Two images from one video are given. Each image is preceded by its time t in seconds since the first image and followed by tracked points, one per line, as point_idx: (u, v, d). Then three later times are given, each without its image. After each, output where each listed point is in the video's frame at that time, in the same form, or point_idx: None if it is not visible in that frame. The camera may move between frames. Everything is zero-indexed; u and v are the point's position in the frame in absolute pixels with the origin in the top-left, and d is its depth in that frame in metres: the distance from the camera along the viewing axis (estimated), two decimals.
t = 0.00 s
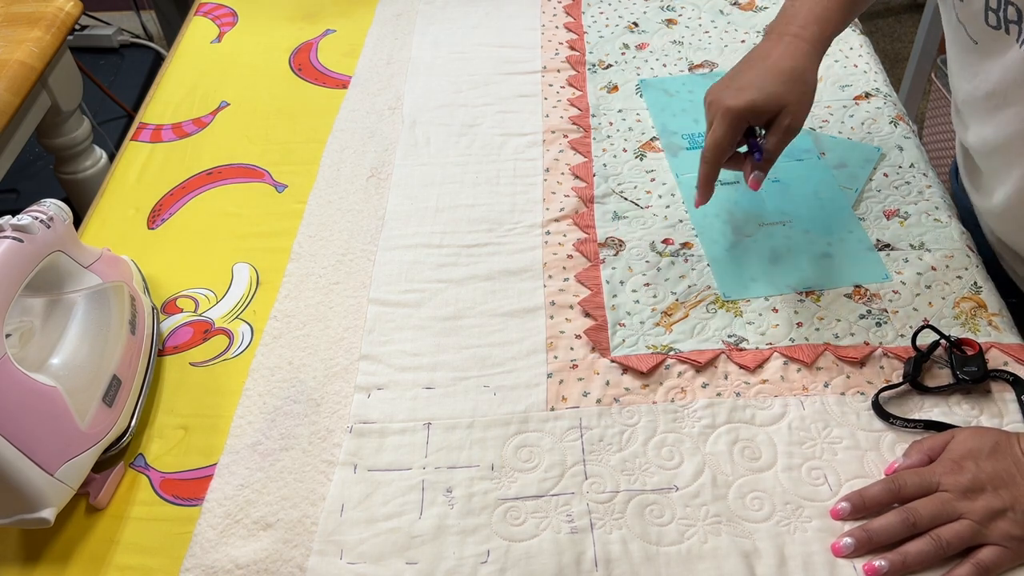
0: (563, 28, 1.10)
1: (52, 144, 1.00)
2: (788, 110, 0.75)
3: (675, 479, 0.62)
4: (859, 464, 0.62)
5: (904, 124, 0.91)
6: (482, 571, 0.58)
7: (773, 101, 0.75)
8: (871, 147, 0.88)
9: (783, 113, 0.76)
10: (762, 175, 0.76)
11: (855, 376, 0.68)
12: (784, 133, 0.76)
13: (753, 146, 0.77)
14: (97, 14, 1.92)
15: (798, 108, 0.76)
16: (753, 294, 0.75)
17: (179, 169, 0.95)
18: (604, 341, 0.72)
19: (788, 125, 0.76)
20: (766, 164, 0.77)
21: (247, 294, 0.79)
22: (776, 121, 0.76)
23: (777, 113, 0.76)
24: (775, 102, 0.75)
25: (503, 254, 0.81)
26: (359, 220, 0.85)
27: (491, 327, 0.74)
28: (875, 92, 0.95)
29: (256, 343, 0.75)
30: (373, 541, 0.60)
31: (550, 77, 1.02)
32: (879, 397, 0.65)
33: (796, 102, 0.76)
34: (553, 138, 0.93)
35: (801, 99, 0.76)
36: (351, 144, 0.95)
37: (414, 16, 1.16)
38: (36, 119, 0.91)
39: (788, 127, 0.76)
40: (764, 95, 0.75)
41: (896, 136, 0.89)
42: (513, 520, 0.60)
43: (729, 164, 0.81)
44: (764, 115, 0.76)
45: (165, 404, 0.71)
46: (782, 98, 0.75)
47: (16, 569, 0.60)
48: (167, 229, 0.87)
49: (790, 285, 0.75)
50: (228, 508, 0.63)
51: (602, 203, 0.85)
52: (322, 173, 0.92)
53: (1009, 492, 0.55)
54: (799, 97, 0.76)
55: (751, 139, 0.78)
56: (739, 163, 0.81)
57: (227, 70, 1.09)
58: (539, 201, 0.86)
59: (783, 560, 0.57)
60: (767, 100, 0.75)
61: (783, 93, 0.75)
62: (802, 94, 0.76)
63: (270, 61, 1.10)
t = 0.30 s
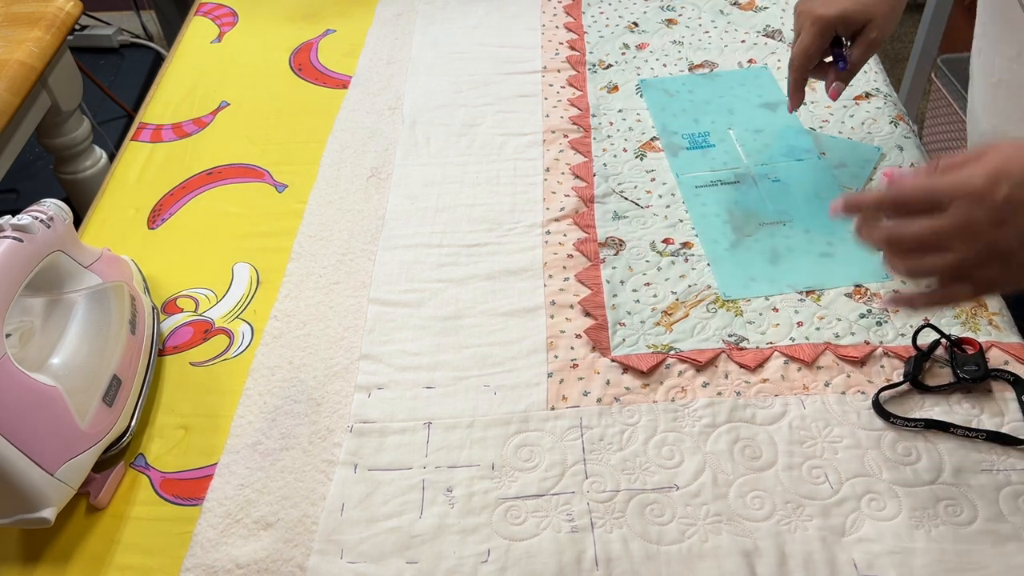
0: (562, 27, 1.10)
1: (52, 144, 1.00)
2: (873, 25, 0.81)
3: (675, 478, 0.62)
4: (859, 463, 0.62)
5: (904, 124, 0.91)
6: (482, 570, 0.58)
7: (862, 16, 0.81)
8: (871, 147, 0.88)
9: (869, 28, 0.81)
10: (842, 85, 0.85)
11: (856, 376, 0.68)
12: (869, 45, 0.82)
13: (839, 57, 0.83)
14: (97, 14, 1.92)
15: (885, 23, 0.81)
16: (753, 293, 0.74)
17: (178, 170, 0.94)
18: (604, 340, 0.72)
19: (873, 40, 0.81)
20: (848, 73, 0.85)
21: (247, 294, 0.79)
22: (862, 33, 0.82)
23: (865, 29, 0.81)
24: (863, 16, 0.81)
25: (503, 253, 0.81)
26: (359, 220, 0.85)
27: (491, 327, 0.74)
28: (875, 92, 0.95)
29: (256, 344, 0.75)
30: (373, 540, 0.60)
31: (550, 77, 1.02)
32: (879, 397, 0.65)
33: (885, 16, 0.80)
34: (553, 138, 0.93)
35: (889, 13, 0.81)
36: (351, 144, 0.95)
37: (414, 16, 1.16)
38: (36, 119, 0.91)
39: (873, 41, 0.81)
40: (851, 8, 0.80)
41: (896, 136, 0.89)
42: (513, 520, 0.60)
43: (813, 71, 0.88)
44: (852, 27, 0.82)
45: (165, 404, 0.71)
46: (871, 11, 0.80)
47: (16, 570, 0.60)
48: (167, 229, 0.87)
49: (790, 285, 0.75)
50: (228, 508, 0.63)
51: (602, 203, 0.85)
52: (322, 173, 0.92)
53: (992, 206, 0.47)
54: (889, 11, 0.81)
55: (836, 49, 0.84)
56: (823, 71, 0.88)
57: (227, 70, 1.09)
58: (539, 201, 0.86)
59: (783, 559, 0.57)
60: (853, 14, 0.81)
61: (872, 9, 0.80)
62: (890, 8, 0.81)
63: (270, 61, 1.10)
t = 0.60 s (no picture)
0: (563, 28, 1.10)
1: (52, 144, 1.00)
2: None
3: (675, 478, 0.62)
4: (859, 463, 0.62)
5: (904, 124, 0.91)
6: (482, 570, 0.58)
7: None
8: (871, 147, 0.88)
9: None
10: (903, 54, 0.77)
11: (856, 376, 0.68)
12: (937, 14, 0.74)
13: (903, 21, 0.77)
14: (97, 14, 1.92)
15: None
16: (753, 293, 0.74)
17: (178, 170, 0.94)
18: (604, 340, 0.72)
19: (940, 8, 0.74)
20: (912, 41, 0.77)
21: (247, 294, 0.79)
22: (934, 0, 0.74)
23: None
24: None
25: (503, 253, 0.81)
26: (360, 220, 0.85)
27: (490, 327, 0.74)
28: (875, 92, 0.95)
29: (256, 344, 0.75)
30: (373, 540, 0.60)
31: (550, 77, 1.02)
32: (879, 397, 0.65)
33: None
34: (553, 138, 0.93)
35: None
36: (351, 144, 0.95)
37: (414, 16, 1.16)
38: (36, 119, 0.91)
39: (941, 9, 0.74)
40: None
41: (896, 136, 0.89)
42: (513, 520, 0.60)
43: (881, 35, 0.82)
44: None
45: (165, 404, 0.71)
46: None
47: (16, 570, 0.60)
48: (167, 229, 0.87)
49: (790, 285, 0.75)
50: (228, 508, 0.63)
51: (602, 203, 0.85)
52: (322, 173, 0.92)
53: None
54: None
55: (902, 14, 0.77)
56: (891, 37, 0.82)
57: (227, 70, 1.09)
58: (539, 201, 0.86)
59: (784, 558, 0.57)
60: None
61: None
62: None
63: (271, 61, 1.10)
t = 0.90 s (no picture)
0: (563, 28, 1.10)
1: (52, 144, 1.00)
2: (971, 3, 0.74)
3: (676, 478, 0.62)
4: (859, 463, 0.62)
5: (904, 124, 0.91)
6: (482, 570, 0.58)
7: None
8: (871, 147, 0.88)
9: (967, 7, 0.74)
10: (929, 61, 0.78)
11: (856, 376, 0.68)
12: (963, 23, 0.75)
13: (927, 29, 0.78)
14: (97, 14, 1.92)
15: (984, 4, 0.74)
16: (753, 293, 0.74)
17: (178, 170, 0.94)
18: (604, 340, 0.72)
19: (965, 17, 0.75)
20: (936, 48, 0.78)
21: (247, 295, 0.79)
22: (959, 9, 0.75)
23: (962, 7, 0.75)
24: None
25: (503, 253, 0.81)
26: (360, 220, 0.85)
27: (490, 327, 0.74)
28: (875, 92, 0.95)
29: (256, 344, 0.75)
30: (373, 540, 0.60)
31: (550, 77, 1.02)
32: (879, 397, 0.65)
33: None
34: (553, 138, 0.93)
35: None
36: (351, 144, 0.95)
37: (414, 16, 1.16)
38: (36, 119, 0.91)
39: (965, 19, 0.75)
40: None
41: (896, 136, 0.89)
42: (513, 520, 0.60)
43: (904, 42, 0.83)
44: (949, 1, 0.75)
45: (164, 404, 0.71)
46: None
47: (16, 570, 0.60)
48: (167, 229, 0.87)
49: (790, 285, 0.75)
50: (228, 508, 0.63)
51: (602, 203, 0.85)
52: (322, 173, 0.92)
53: None
54: None
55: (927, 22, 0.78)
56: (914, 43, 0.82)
57: (227, 70, 1.09)
58: (539, 201, 0.86)
59: (784, 558, 0.57)
60: None
61: None
62: None
63: (271, 61, 1.10)
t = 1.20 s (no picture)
0: (562, 27, 1.10)
1: (52, 144, 1.00)
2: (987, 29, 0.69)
3: (676, 478, 0.62)
4: (859, 463, 0.62)
5: (904, 123, 0.91)
6: (482, 570, 0.58)
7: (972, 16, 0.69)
8: (871, 147, 0.88)
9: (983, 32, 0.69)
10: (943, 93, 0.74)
11: (856, 376, 0.68)
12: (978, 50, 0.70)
13: (941, 59, 0.72)
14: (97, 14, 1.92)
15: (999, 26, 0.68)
16: (753, 293, 0.74)
17: (179, 169, 0.95)
18: (604, 341, 0.72)
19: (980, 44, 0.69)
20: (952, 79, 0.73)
21: (247, 295, 0.79)
22: (973, 36, 0.70)
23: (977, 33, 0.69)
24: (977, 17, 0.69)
25: (503, 253, 0.81)
26: (360, 220, 0.85)
27: (490, 327, 0.74)
28: (875, 92, 0.95)
29: (256, 344, 0.75)
30: (373, 540, 0.60)
31: (550, 77, 1.02)
32: (879, 396, 0.65)
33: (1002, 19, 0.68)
34: (553, 138, 0.93)
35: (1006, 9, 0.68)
36: (351, 144, 0.95)
37: (414, 16, 1.16)
38: (36, 119, 0.91)
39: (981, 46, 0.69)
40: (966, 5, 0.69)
41: (896, 136, 0.89)
42: (513, 520, 0.60)
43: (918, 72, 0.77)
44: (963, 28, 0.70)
45: (165, 404, 0.71)
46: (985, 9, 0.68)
47: (16, 570, 0.60)
48: (167, 229, 0.87)
49: (790, 285, 0.75)
50: (228, 508, 0.63)
51: (602, 203, 0.85)
52: (322, 173, 0.92)
53: None
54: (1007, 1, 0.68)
55: (940, 51, 0.73)
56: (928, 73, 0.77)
57: (227, 70, 1.09)
58: (539, 201, 0.86)
59: (783, 558, 0.57)
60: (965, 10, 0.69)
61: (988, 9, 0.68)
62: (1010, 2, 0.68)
63: (271, 61, 1.10)
